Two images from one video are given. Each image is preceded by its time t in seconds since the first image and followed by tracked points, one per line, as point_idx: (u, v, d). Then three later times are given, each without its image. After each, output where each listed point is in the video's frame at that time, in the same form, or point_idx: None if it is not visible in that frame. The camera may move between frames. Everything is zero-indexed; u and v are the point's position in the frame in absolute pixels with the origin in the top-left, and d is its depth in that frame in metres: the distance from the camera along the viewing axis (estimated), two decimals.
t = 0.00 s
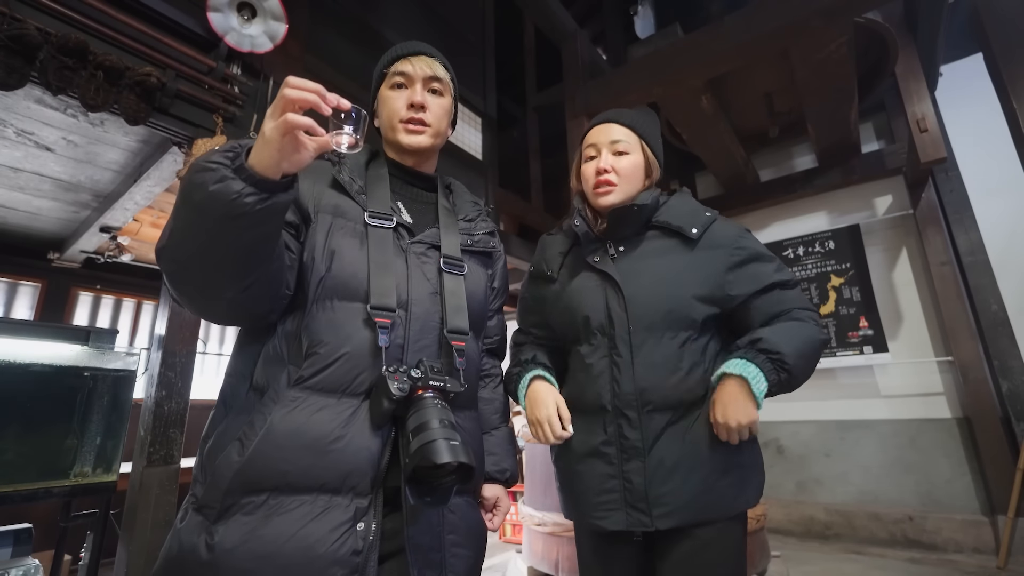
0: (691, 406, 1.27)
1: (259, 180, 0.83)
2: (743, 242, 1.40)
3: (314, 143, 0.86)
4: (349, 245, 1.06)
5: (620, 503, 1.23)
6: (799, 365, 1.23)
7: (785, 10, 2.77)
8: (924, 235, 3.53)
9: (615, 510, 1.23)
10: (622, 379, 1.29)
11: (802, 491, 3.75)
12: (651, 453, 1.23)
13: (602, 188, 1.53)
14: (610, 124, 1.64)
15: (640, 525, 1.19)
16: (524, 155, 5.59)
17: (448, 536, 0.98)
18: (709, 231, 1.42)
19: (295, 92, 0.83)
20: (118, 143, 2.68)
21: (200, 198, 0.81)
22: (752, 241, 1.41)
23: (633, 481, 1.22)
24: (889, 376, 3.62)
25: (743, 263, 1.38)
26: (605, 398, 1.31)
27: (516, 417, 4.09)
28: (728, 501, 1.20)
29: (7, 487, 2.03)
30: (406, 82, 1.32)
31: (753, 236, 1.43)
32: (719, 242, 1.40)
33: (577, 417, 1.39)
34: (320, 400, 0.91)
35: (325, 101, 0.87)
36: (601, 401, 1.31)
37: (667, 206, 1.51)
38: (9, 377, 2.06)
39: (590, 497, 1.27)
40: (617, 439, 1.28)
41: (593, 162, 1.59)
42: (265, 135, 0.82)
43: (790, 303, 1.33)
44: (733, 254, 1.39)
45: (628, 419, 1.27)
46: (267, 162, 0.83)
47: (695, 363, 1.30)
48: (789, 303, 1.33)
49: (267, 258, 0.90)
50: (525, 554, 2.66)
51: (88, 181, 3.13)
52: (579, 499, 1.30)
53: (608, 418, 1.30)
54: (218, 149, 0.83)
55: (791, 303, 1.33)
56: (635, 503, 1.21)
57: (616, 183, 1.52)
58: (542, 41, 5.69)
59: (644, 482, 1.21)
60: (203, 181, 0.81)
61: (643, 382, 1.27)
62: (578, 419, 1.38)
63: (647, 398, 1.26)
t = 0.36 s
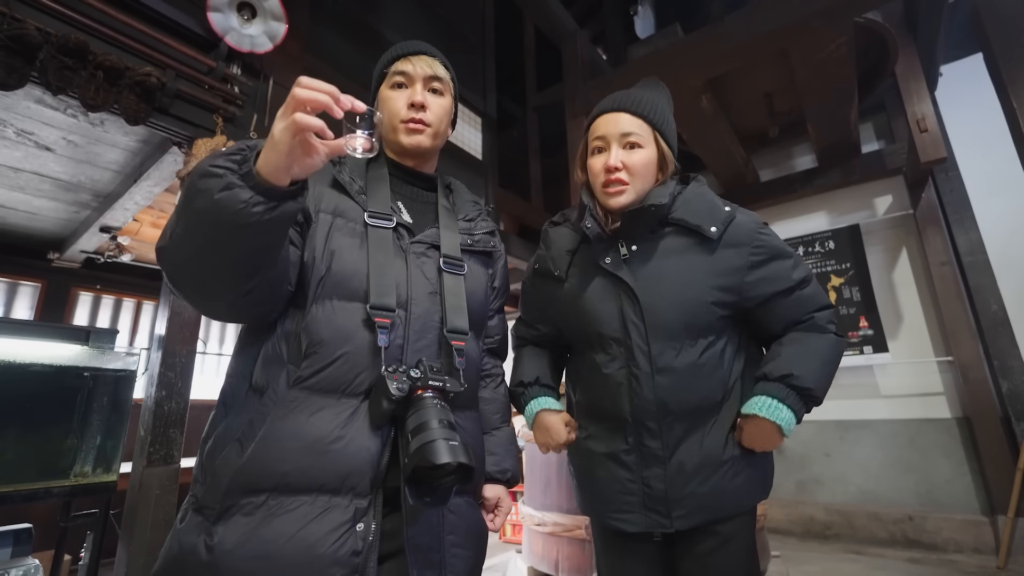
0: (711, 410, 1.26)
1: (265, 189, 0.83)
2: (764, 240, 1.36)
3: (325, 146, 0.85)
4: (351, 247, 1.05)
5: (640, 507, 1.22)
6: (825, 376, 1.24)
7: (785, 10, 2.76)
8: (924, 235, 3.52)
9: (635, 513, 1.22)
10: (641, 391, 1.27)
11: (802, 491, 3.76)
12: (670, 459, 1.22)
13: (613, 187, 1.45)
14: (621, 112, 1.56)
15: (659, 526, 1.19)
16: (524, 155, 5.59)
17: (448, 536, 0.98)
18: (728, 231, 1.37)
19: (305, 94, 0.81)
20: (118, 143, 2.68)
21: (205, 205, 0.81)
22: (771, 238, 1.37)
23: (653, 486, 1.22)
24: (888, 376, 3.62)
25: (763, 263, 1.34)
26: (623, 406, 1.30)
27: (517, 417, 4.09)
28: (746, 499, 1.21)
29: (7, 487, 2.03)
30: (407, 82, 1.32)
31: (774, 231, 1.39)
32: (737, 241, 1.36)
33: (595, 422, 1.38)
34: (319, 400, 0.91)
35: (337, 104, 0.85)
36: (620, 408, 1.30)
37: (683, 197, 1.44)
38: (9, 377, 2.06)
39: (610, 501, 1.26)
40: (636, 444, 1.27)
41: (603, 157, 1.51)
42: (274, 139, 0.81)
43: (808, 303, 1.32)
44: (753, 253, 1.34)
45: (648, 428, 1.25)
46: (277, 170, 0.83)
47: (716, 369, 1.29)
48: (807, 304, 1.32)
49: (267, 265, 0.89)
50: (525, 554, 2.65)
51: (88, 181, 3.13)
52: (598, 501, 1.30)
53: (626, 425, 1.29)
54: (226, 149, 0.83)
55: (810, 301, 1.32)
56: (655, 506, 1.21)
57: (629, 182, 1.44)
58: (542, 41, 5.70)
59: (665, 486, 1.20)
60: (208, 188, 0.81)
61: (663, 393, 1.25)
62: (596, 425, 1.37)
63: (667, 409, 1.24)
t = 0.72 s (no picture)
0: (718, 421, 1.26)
1: (293, 203, 0.83)
2: (778, 251, 1.34)
3: (348, 152, 0.83)
4: (356, 251, 1.05)
5: (647, 521, 1.23)
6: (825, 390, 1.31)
7: (785, 10, 2.77)
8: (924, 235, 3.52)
9: (642, 526, 1.23)
10: (649, 408, 1.24)
11: (802, 491, 3.75)
12: (678, 474, 1.22)
13: (620, 199, 1.37)
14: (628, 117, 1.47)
15: (664, 541, 1.20)
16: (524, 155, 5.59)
17: (451, 536, 0.98)
18: (744, 240, 1.33)
19: (336, 96, 0.80)
20: (118, 143, 2.68)
21: (226, 216, 0.81)
22: (784, 244, 1.35)
23: (659, 499, 1.22)
24: (888, 376, 3.63)
25: (777, 274, 1.34)
26: (630, 423, 1.28)
27: (517, 417, 4.09)
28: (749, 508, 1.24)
29: (7, 487, 2.03)
30: (408, 82, 1.31)
31: (787, 239, 1.37)
32: (752, 252, 1.33)
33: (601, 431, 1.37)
34: (323, 400, 0.90)
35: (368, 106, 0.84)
36: (626, 422, 1.29)
37: (698, 206, 1.38)
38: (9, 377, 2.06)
39: (616, 511, 1.27)
40: (643, 456, 1.27)
41: (609, 168, 1.43)
42: (302, 143, 0.80)
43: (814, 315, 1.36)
44: (767, 264, 1.34)
45: (656, 443, 1.25)
46: (304, 184, 0.83)
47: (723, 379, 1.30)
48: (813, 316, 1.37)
49: (280, 272, 0.90)
50: (525, 554, 2.65)
51: (88, 181, 3.13)
52: (603, 509, 1.31)
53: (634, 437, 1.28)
54: (250, 154, 0.82)
55: (815, 313, 1.37)
56: (662, 521, 1.21)
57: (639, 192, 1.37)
58: (542, 41, 5.70)
59: (672, 501, 1.21)
60: (231, 198, 0.80)
61: (671, 411, 1.23)
62: (601, 435, 1.37)
63: (674, 427, 1.23)
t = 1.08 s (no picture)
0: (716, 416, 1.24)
1: (287, 211, 0.84)
2: (772, 239, 1.38)
3: (347, 161, 0.83)
4: (353, 248, 1.04)
5: (639, 521, 1.20)
6: (804, 394, 1.32)
7: (785, 10, 2.77)
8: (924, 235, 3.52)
9: (634, 527, 1.20)
10: (643, 390, 1.23)
11: (802, 491, 3.75)
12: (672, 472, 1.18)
13: (620, 180, 1.40)
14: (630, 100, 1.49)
15: (658, 543, 1.17)
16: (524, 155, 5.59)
17: (451, 536, 0.98)
18: (739, 225, 1.37)
19: (334, 101, 0.81)
20: (118, 143, 2.68)
21: (219, 222, 0.82)
22: (778, 237, 1.38)
23: (653, 498, 1.18)
24: (889, 376, 3.62)
25: (772, 259, 1.37)
26: (621, 412, 1.26)
27: (517, 418, 4.10)
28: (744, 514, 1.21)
29: (7, 487, 2.02)
30: (408, 81, 1.32)
31: (783, 232, 1.41)
32: (746, 238, 1.36)
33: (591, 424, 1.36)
34: (322, 400, 0.90)
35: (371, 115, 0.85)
36: (619, 411, 1.26)
37: (694, 190, 1.43)
38: (8, 377, 2.06)
39: (609, 510, 1.24)
40: (635, 453, 1.23)
41: (609, 149, 1.46)
42: (299, 149, 0.80)
43: (810, 317, 1.37)
44: (762, 251, 1.36)
45: (648, 434, 1.21)
46: (299, 194, 0.84)
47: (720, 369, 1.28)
48: (809, 317, 1.37)
49: (275, 278, 0.90)
50: (525, 554, 2.65)
51: (88, 181, 3.13)
52: (596, 509, 1.28)
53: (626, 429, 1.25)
54: (244, 159, 0.84)
55: (809, 312, 1.38)
56: (655, 521, 1.18)
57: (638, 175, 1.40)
58: (542, 41, 5.70)
59: (665, 501, 1.17)
60: (224, 204, 0.81)
61: (665, 396, 1.21)
62: (591, 428, 1.35)
63: (669, 412, 1.20)
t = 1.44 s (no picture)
0: (703, 395, 1.20)
1: (265, 221, 0.84)
2: (750, 224, 1.42)
3: (325, 173, 0.84)
4: (347, 247, 1.06)
5: (618, 499, 1.15)
6: (800, 408, 1.19)
7: (786, 10, 2.77)
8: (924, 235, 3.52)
9: (614, 507, 1.15)
10: (624, 355, 1.26)
11: (802, 491, 3.75)
12: (653, 445, 1.16)
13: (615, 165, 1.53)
14: (621, 98, 1.68)
15: (641, 526, 1.11)
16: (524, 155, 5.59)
17: (447, 537, 0.98)
18: (718, 212, 1.45)
19: (309, 114, 0.81)
20: (118, 142, 2.68)
21: (200, 235, 0.82)
22: (759, 225, 1.42)
23: (633, 474, 1.16)
24: (888, 375, 3.62)
25: (752, 239, 1.40)
26: (601, 381, 1.27)
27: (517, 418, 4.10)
28: (736, 509, 1.12)
29: (6, 487, 2.02)
30: (397, 81, 1.31)
31: (761, 220, 1.44)
32: (726, 222, 1.42)
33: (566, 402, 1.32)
34: (318, 402, 0.90)
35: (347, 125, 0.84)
36: (600, 380, 1.27)
37: (678, 185, 1.53)
38: (8, 378, 2.06)
39: (587, 491, 1.19)
40: (616, 426, 1.21)
41: (608, 138, 1.59)
42: (275, 164, 0.81)
43: (801, 307, 1.29)
44: (741, 232, 1.40)
45: (630, 402, 1.22)
46: (276, 202, 0.84)
47: (705, 343, 1.24)
48: (800, 307, 1.29)
49: (261, 288, 0.91)
50: (525, 554, 2.65)
51: (88, 181, 3.12)
52: (574, 494, 1.23)
53: (607, 399, 1.25)
54: (223, 170, 0.83)
55: (801, 304, 1.29)
56: (635, 500, 1.14)
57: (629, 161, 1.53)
58: (542, 41, 5.70)
59: (647, 476, 1.15)
60: (204, 218, 0.82)
61: (647, 357, 1.24)
62: (565, 404, 1.32)
63: (652, 373, 1.22)
